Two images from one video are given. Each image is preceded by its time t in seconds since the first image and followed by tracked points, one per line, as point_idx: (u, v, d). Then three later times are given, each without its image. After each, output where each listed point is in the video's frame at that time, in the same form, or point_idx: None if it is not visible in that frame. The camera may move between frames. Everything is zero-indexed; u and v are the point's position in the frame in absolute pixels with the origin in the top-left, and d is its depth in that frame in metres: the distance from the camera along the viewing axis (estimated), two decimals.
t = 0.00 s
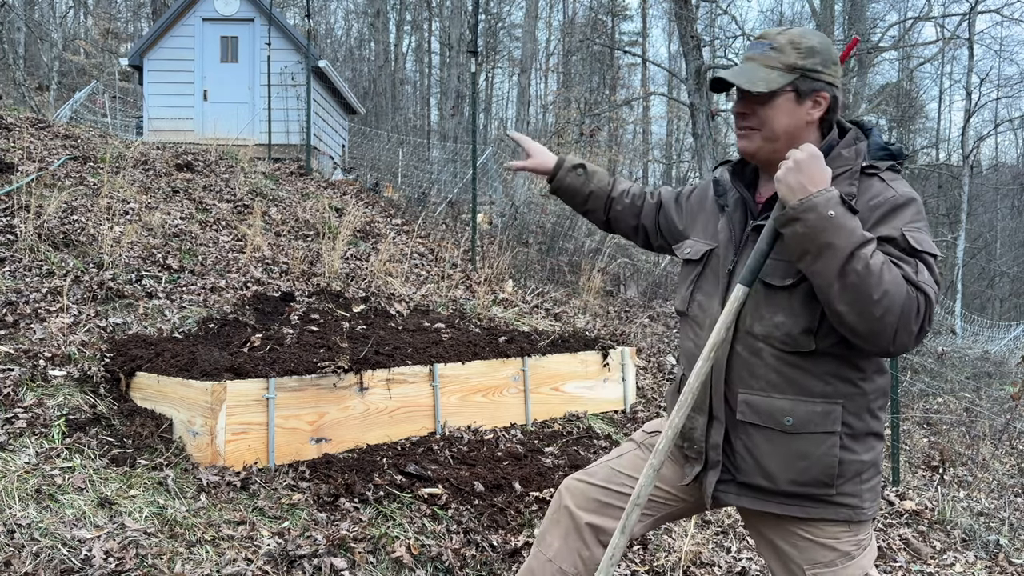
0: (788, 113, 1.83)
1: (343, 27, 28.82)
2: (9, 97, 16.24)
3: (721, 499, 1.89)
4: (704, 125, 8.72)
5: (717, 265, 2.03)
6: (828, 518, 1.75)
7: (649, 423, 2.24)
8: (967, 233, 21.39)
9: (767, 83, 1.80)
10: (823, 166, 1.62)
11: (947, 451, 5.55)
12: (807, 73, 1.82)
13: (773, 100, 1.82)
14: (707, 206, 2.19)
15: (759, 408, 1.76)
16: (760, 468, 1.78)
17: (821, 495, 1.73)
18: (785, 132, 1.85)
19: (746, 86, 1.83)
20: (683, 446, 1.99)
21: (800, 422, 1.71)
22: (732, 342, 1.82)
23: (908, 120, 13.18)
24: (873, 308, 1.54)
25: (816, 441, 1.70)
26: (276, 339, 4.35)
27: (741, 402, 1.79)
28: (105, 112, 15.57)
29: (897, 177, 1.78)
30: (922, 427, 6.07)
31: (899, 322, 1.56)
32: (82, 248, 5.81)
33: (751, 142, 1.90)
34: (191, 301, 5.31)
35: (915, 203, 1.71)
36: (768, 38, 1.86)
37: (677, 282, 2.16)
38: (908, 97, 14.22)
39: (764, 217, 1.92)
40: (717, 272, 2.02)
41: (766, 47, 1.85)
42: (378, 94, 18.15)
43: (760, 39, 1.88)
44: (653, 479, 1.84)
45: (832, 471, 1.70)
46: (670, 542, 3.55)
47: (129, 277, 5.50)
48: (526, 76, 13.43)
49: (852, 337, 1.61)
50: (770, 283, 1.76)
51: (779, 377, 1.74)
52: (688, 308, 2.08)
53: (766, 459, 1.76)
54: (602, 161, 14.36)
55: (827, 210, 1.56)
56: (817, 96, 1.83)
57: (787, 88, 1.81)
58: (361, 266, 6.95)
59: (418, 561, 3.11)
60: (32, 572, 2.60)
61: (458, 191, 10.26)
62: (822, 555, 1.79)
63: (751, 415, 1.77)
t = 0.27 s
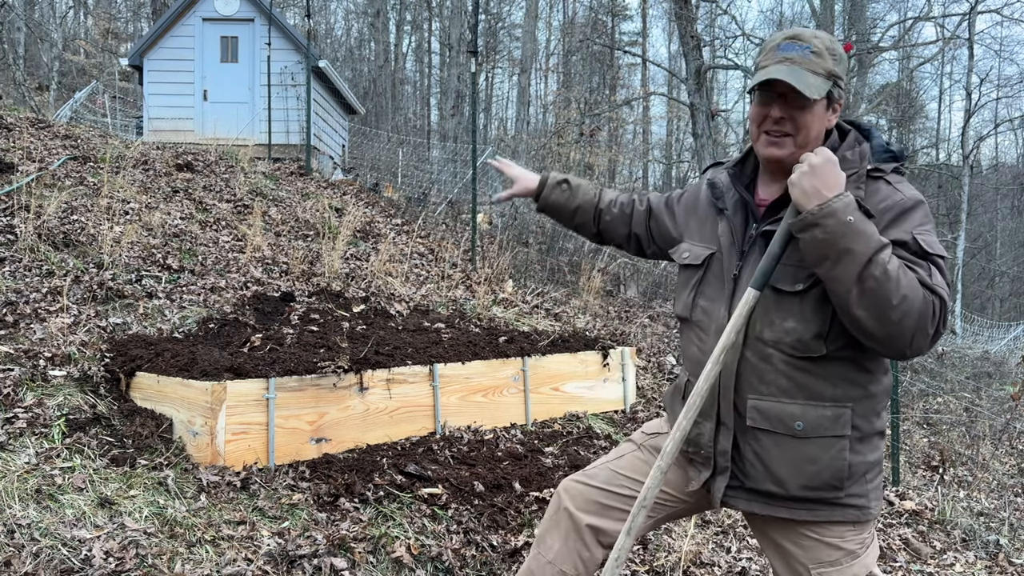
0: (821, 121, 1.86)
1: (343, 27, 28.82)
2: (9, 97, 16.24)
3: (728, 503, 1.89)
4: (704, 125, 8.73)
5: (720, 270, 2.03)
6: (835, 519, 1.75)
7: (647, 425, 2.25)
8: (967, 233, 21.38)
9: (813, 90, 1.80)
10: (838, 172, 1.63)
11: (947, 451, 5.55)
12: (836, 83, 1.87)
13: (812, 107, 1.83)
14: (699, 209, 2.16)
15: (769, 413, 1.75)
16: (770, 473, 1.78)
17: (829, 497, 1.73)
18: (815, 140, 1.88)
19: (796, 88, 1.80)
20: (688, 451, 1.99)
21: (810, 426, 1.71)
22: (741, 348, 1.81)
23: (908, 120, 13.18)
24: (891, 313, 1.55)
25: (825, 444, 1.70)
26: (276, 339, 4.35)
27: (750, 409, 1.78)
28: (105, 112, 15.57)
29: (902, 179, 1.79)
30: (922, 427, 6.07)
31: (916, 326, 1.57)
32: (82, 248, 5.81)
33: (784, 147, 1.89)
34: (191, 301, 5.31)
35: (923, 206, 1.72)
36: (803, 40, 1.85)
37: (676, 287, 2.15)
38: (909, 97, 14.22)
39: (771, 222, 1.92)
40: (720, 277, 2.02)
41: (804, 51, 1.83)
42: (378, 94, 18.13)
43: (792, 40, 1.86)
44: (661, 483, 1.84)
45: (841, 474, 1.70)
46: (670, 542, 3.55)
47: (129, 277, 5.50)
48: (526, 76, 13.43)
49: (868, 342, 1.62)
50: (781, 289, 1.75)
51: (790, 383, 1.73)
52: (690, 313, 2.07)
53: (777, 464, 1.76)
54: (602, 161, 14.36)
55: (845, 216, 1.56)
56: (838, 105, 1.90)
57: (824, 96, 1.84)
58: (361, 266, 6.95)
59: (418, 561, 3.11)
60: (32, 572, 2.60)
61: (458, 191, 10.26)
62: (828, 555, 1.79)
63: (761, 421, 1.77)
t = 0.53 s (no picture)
0: (821, 122, 1.86)
1: (343, 27, 28.81)
2: (9, 96, 16.23)
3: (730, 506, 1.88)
4: (704, 125, 8.73)
5: (718, 273, 2.03)
6: (836, 521, 1.75)
7: (645, 425, 2.25)
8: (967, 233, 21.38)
9: (816, 90, 1.80)
10: (843, 174, 1.62)
11: (947, 451, 5.55)
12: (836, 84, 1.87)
13: (814, 108, 1.83)
14: (694, 214, 2.17)
15: (771, 417, 1.75)
16: (772, 476, 1.78)
17: (830, 499, 1.74)
18: (814, 141, 1.88)
19: (799, 88, 1.80)
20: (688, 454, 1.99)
21: (812, 429, 1.71)
22: (744, 351, 1.80)
23: (908, 120, 13.17)
24: (896, 316, 1.55)
25: (827, 447, 1.71)
26: (276, 339, 4.35)
27: (753, 412, 1.78)
28: (105, 112, 15.57)
29: (901, 179, 1.79)
30: (922, 427, 6.07)
31: (920, 328, 1.58)
32: (82, 248, 5.81)
33: (784, 148, 1.89)
34: (191, 301, 5.31)
35: (923, 207, 1.72)
36: (807, 39, 1.85)
37: (676, 291, 2.15)
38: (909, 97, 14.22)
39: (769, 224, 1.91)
40: (719, 280, 2.02)
41: (807, 51, 1.83)
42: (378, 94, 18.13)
43: (795, 40, 1.86)
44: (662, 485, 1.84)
45: (843, 476, 1.71)
46: (670, 542, 3.55)
47: (129, 277, 5.50)
48: (526, 76, 13.43)
49: (871, 345, 1.62)
50: (782, 291, 1.75)
51: (792, 386, 1.73)
52: (690, 317, 2.08)
53: (779, 467, 1.76)
54: (602, 161, 14.36)
55: (850, 219, 1.56)
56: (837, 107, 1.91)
57: (826, 97, 1.84)
58: (361, 265, 6.95)
59: (418, 561, 3.11)
60: (32, 572, 2.60)
61: (458, 191, 10.26)
62: (827, 554, 1.79)
63: (764, 425, 1.76)
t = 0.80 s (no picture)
0: (807, 119, 1.87)
1: (342, 27, 28.81)
2: (10, 96, 16.23)
3: (726, 505, 1.88)
4: (704, 125, 8.72)
5: (711, 272, 2.04)
6: (832, 521, 1.74)
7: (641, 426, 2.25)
8: (967, 233, 21.39)
9: (801, 85, 1.80)
10: (830, 171, 1.63)
11: (947, 451, 5.54)
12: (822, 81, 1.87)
13: (799, 104, 1.84)
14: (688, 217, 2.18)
15: (767, 414, 1.75)
16: (768, 474, 1.77)
17: (826, 498, 1.73)
18: (799, 138, 1.88)
19: (783, 83, 1.81)
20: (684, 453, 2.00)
21: (808, 426, 1.70)
22: (738, 348, 1.81)
23: (908, 120, 13.17)
24: (889, 307, 1.54)
25: (823, 445, 1.70)
26: (276, 339, 4.35)
27: (749, 409, 1.78)
28: (105, 112, 15.57)
29: (889, 172, 1.78)
30: (922, 427, 6.07)
31: (915, 318, 1.57)
32: (82, 248, 5.81)
33: (770, 144, 1.89)
34: (191, 301, 5.31)
35: (912, 199, 1.72)
36: (791, 38, 1.86)
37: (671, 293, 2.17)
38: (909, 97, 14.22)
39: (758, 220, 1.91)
40: (712, 280, 2.02)
41: (792, 49, 1.84)
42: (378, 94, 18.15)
43: (781, 39, 1.87)
44: (656, 483, 1.85)
45: (840, 474, 1.70)
46: (670, 542, 3.55)
47: (129, 277, 5.50)
48: (526, 76, 13.42)
49: (867, 337, 1.61)
50: (775, 286, 1.76)
51: (787, 382, 1.73)
52: (685, 317, 2.09)
53: (774, 464, 1.75)
54: (602, 161, 14.36)
55: (839, 213, 1.56)
56: (823, 105, 1.91)
57: (810, 94, 1.84)
58: (361, 265, 6.95)
59: (418, 560, 3.11)
60: (32, 572, 2.60)
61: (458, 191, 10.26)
62: (823, 556, 1.78)
63: (760, 422, 1.77)
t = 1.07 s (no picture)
0: (795, 114, 1.85)
1: (342, 26, 28.81)
2: (9, 96, 16.23)
3: (720, 504, 1.87)
4: (704, 125, 8.72)
5: (707, 269, 2.05)
6: (827, 522, 1.73)
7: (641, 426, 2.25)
8: (966, 233, 21.40)
9: (782, 81, 1.80)
10: (809, 163, 1.64)
11: (947, 451, 5.55)
12: (810, 76, 1.86)
13: (784, 99, 1.83)
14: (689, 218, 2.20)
15: (758, 408, 1.75)
16: (760, 470, 1.76)
17: (820, 497, 1.72)
18: (789, 132, 1.87)
19: (766, 80, 1.81)
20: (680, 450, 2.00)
21: (800, 420, 1.70)
22: (729, 341, 1.82)
23: (908, 120, 13.18)
24: (872, 296, 1.54)
25: (816, 441, 1.69)
26: (276, 339, 4.35)
27: (739, 403, 1.79)
28: (105, 112, 15.57)
29: (880, 166, 1.77)
30: (922, 427, 6.07)
31: (899, 306, 1.56)
32: (82, 248, 5.81)
33: (758, 140, 1.89)
34: (191, 301, 5.30)
35: (901, 189, 1.70)
36: (773, 37, 1.86)
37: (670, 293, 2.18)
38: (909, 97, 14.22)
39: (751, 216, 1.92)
40: (707, 276, 2.03)
41: (773, 47, 1.84)
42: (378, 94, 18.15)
43: (763, 39, 1.88)
44: (649, 478, 1.85)
45: (832, 471, 1.69)
46: (670, 542, 3.55)
47: (129, 277, 5.50)
48: (526, 76, 13.42)
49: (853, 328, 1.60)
50: (764, 277, 1.78)
51: (777, 374, 1.73)
52: (681, 314, 2.10)
53: (766, 461, 1.75)
54: (602, 161, 14.36)
55: (816, 204, 1.58)
56: (814, 100, 1.88)
57: (795, 88, 1.83)
58: (361, 265, 6.94)
59: (417, 560, 3.11)
60: (32, 572, 2.60)
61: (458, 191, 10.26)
62: (818, 560, 1.78)
63: (751, 416, 1.77)
